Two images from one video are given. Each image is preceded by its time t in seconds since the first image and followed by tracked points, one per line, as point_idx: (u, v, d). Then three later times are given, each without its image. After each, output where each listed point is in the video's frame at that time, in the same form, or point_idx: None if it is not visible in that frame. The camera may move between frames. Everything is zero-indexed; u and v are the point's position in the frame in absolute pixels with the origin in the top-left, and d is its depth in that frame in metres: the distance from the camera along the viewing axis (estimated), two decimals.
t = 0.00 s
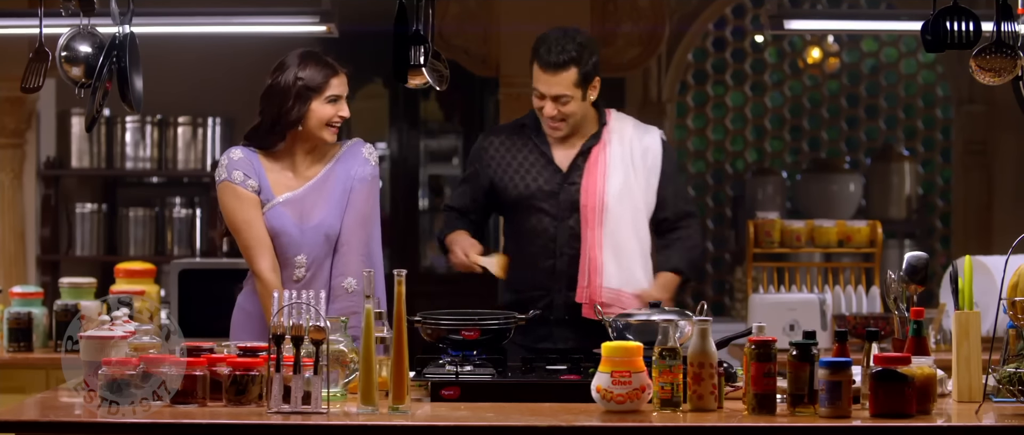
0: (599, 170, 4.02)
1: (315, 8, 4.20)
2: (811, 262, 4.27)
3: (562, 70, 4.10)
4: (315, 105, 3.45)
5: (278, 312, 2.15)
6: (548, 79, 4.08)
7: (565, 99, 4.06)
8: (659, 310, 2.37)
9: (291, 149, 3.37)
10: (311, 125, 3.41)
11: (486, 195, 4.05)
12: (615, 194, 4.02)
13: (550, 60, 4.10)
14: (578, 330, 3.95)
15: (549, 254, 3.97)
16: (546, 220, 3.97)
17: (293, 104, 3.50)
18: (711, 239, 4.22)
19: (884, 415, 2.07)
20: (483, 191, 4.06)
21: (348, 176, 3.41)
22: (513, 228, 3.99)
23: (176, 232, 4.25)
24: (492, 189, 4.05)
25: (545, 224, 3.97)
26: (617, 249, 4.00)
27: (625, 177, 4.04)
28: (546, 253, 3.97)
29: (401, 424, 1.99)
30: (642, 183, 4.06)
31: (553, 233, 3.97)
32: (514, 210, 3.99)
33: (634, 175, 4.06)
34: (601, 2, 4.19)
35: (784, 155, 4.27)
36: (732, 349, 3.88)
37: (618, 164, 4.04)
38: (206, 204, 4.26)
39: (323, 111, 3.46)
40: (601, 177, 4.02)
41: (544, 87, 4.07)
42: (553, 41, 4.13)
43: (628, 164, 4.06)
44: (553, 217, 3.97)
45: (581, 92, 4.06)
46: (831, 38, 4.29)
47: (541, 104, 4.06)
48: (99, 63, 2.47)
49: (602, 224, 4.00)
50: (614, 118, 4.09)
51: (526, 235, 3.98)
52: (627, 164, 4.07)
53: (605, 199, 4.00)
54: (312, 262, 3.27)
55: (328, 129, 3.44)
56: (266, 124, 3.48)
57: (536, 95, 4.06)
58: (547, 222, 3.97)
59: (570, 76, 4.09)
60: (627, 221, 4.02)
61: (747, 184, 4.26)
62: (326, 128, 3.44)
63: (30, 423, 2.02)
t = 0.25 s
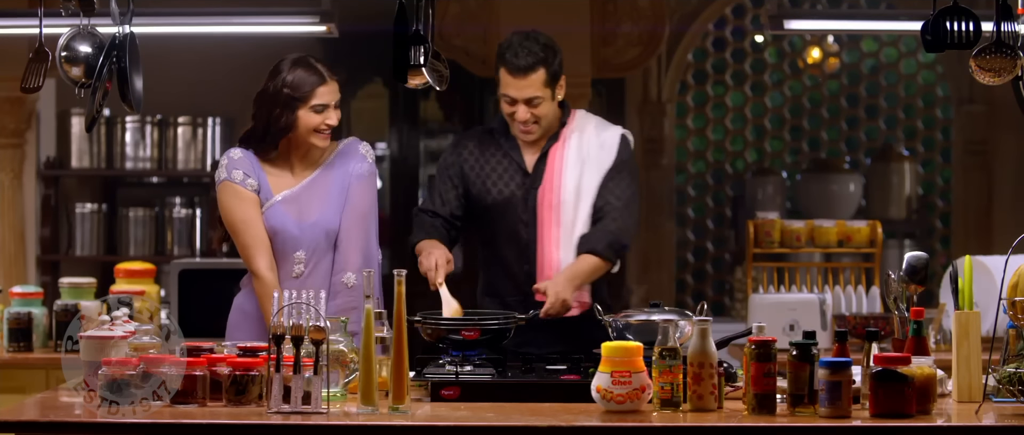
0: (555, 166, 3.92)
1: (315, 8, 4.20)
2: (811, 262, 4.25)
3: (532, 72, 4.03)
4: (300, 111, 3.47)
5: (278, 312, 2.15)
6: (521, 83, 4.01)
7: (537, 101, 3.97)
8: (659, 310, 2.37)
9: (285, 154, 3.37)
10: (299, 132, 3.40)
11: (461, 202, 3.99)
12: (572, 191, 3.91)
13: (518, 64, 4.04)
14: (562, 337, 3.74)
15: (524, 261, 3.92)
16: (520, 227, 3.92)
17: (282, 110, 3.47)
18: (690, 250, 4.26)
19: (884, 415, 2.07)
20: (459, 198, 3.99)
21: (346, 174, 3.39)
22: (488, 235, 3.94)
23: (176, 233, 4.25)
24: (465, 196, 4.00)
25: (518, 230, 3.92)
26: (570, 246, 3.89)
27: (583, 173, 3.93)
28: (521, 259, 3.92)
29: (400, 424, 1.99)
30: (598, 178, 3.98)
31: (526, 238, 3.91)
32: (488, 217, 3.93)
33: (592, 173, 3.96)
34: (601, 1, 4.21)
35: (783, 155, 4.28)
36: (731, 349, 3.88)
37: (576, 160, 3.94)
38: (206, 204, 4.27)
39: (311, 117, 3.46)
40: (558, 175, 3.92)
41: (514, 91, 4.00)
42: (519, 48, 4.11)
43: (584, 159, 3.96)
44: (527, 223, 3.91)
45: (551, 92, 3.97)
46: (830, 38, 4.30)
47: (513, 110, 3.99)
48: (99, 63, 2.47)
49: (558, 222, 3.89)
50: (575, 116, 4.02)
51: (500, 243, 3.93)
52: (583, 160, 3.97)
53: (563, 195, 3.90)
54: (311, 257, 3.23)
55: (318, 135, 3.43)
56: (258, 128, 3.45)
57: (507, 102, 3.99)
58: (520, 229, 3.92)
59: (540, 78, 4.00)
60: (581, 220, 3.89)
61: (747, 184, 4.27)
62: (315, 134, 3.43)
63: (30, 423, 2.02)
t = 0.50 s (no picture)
0: (535, 165, 3.25)
1: (315, 8, 4.20)
2: (811, 262, 4.21)
3: (513, 72, 3.19)
4: (294, 108, 3.18)
5: (278, 312, 2.15)
6: (502, 84, 3.20)
7: (521, 102, 3.21)
8: (659, 310, 2.38)
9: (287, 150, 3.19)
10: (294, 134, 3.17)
11: (444, 203, 3.35)
12: (550, 193, 3.21)
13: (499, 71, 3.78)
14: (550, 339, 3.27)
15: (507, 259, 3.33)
16: (502, 226, 3.31)
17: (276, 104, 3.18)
18: (690, 250, 4.28)
19: (884, 415, 2.07)
20: (439, 197, 3.35)
21: (353, 174, 3.21)
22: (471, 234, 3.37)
23: (176, 233, 4.25)
24: (448, 196, 3.36)
25: (501, 230, 3.31)
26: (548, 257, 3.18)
27: (565, 173, 3.23)
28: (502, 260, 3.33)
29: (400, 424, 1.99)
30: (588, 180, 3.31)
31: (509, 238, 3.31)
32: (473, 214, 3.34)
33: (575, 172, 3.24)
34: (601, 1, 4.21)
35: (783, 155, 4.29)
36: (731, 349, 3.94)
37: (556, 157, 3.24)
38: (204, 204, 4.30)
39: (305, 116, 3.17)
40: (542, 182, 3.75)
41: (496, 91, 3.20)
42: (500, 45, 3.23)
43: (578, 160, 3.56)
44: (510, 222, 3.31)
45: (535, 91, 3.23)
46: (830, 38, 4.32)
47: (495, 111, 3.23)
48: (99, 63, 2.47)
49: (533, 227, 3.20)
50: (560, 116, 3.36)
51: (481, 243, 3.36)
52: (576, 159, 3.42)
53: (545, 202, 3.20)
54: (312, 258, 3.11)
55: (310, 135, 3.16)
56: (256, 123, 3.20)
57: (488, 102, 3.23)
58: (504, 229, 3.31)
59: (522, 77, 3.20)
60: (560, 225, 3.18)
61: (747, 184, 4.28)
62: (308, 135, 3.16)
63: (30, 423, 2.01)
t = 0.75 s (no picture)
0: (536, 166, 3.23)
1: (315, 8, 4.20)
2: (811, 262, 4.22)
3: (512, 72, 3.09)
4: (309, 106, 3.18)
5: (278, 312, 2.15)
6: (500, 84, 3.10)
7: (519, 102, 3.13)
8: (659, 310, 2.38)
9: (294, 148, 3.19)
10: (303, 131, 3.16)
11: (446, 203, 3.34)
12: (551, 194, 3.19)
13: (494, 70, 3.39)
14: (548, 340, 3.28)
15: (506, 259, 3.34)
16: (500, 226, 3.31)
17: (292, 101, 3.17)
18: (690, 250, 4.29)
19: (884, 415, 2.07)
20: (442, 197, 3.34)
21: (354, 176, 3.21)
22: (470, 235, 3.37)
23: (176, 233, 4.25)
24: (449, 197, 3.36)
25: (499, 230, 3.32)
26: (548, 259, 3.19)
27: (566, 175, 3.21)
28: (501, 260, 3.35)
29: (400, 424, 1.99)
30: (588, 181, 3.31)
31: (507, 239, 3.32)
32: (472, 213, 3.33)
33: (577, 173, 3.21)
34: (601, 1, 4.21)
35: (783, 155, 4.30)
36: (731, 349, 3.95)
37: (558, 158, 3.22)
38: (205, 204, 4.28)
39: (319, 116, 3.17)
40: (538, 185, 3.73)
41: (495, 91, 3.12)
42: (499, 45, 3.13)
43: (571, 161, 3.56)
44: (508, 223, 3.31)
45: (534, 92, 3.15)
46: (830, 38, 4.32)
47: (493, 111, 3.16)
48: (99, 63, 2.47)
49: (534, 228, 3.20)
50: (560, 116, 3.32)
51: (478, 243, 3.36)
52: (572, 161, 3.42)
53: (545, 204, 3.19)
54: (314, 260, 3.10)
55: (322, 135, 3.16)
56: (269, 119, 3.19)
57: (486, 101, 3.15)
58: (501, 229, 3.31)
59: (521, 78, 3.10)
60: (562, 228, 3.18)
61: (747, 184, 4.29)
62: (320, 134, 3.15)
63: (30, 423, 2.01)
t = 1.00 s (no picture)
0: (541, 166, 3.22)
1: (315, 9, 4.20)
2: (811, 262, 4.23)
3: (517, 70, 3.12)
4: (311, 112, 3.16)
5: (278, 312, 2.15)
6: (505, 82, 3.13)
7: (524, 101, 3.15)
8: (659, 310, 2.38)
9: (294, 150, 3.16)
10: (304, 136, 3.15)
11: (449, 204, 3.33)
12: (557, 194, 3.18)
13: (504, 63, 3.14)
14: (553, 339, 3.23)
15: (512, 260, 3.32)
16: (505, 227, 3.28)
17: (292, 107, 3.15)
18: (690, 250, 4.28)
19: (884, 415, 2.07)
20: (443, 200, 3.33)
21: (355, 177, 3.21)
22: (474, 235, 3.34)
23: (176, 233, 4.25)
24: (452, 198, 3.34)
25: (504, 230, 3.28)
26: (556, 258, 3.19)
27: (572, 175, 3.20)
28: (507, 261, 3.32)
29: (400, 424, 1.99)
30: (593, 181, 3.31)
31: (512, 239, 3.28)
32: (477, 214, 3.30)
33: (582, 173, 3.21)
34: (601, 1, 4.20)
35: (783, 155, 4.30)
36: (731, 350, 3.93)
37: (563, 158, 3.21)
38: (206, 204, 4.27)
39: (320, 120, 3.15)
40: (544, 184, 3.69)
41: (501, 91, 3.15)
42: (505, 44, 3.19)
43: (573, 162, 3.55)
44: (513, 223, 3.27)
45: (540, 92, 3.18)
46: (830, 38, 4.32)
47: (499, 109, 3.19)
48: (99, 63, 2.47)
49: (541, 229, 3.19)
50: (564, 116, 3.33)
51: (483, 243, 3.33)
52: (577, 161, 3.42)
53: (551, 203, 3.18)
54: (315, 261, 3.10)
55: (323, 140, 3.15)
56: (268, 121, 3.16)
57: (492, 100, 3.18)
58: (506, 229, 3.28)
59: (527, 78, 3.14)
60: (568, 228, 3.16)
61: (747, 184, 4.29)
62: (320, 138, 3.15)
63: (30, 423, 2.01)
